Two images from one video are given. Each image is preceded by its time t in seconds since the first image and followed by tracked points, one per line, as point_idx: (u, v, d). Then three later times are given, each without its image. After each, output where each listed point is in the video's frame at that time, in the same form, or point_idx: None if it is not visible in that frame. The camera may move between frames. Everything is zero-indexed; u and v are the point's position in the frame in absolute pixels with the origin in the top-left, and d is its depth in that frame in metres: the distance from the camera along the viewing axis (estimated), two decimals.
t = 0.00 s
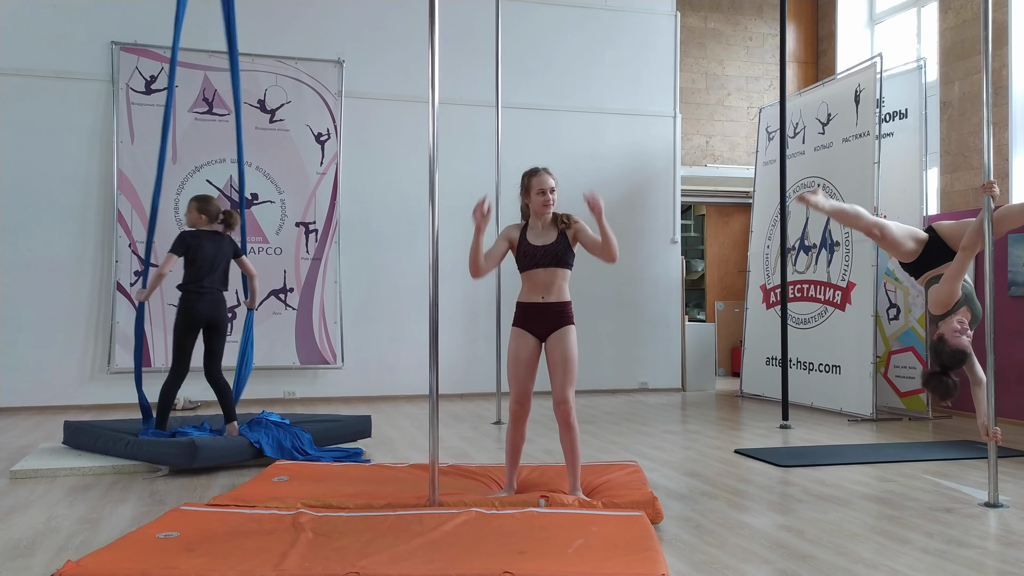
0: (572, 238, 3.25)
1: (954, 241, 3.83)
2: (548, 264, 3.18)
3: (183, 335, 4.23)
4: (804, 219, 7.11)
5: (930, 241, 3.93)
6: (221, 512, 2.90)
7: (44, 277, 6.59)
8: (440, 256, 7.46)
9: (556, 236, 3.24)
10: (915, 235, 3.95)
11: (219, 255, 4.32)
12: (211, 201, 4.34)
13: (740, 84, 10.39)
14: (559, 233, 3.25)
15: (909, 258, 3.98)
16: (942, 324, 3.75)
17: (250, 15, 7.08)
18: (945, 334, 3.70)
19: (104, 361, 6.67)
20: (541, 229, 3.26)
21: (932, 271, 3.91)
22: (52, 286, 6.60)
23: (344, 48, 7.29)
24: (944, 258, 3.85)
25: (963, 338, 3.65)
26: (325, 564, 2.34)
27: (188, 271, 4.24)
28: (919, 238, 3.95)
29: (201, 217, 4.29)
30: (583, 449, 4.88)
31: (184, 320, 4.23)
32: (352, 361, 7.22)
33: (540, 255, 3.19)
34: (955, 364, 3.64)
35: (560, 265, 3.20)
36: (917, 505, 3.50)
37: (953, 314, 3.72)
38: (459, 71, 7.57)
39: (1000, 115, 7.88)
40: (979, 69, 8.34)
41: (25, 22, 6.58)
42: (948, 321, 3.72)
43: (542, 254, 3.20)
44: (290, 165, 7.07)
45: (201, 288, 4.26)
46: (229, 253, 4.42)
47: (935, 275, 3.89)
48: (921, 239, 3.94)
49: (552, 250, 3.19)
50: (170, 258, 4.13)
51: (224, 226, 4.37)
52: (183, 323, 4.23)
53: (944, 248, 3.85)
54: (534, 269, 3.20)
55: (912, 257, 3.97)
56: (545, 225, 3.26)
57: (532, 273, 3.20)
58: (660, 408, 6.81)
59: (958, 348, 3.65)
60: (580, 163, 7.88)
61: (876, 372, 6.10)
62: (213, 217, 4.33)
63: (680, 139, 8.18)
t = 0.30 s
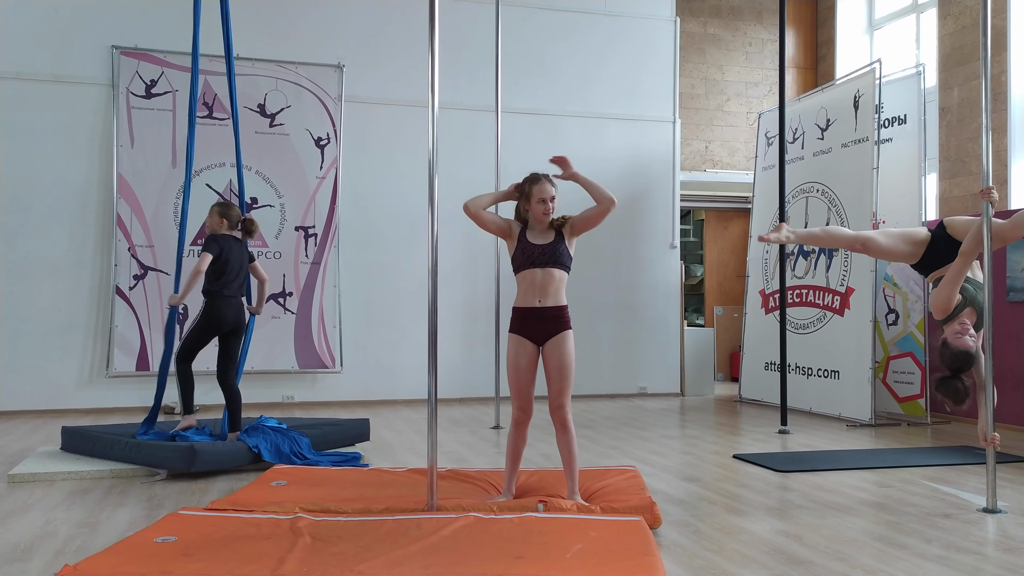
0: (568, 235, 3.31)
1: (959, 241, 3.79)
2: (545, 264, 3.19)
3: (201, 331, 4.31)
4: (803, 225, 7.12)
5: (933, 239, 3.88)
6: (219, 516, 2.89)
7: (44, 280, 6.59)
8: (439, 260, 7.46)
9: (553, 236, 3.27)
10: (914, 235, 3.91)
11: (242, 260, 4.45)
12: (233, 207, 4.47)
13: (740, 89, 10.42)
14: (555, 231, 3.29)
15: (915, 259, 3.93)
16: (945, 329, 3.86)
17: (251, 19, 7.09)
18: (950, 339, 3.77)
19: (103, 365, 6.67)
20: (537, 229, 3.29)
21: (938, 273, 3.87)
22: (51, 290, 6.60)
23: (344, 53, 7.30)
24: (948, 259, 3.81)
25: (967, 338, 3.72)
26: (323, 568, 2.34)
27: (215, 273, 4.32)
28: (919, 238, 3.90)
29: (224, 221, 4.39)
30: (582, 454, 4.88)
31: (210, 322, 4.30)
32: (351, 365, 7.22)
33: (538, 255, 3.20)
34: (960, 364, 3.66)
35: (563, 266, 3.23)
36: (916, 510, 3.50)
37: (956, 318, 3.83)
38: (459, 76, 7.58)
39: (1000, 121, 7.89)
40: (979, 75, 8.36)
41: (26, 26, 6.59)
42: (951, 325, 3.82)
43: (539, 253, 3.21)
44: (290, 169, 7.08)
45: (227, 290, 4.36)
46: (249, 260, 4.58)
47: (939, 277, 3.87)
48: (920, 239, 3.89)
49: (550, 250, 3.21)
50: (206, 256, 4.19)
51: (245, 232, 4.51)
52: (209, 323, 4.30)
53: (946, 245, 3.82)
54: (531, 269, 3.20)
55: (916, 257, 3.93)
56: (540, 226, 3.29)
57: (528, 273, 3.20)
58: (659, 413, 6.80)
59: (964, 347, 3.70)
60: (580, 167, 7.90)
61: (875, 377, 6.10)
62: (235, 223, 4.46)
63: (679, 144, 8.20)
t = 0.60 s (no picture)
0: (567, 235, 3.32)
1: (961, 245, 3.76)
2: (544, 265, 3.19)
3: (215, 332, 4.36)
4: (801, 226, 7.13)
5: (933, 243, 3.85)
6: (218, 519, 2.89)
7: (41, 283, 6.58)
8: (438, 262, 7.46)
9: (552, 236, 3.28)
10: (915, 241, 3.84)
11: (253, 262, 4.52)
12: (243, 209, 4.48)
13: (737, 91, 10.43)
14: (554, 231, 3.31)
15: (918, 265, 3.88)
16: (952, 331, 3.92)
17: (249, 22, 7.10)
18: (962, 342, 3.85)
19: (101, 368, 6.66)
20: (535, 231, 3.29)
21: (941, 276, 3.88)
22: (49, 292, 6.59)
23: (342, 55, 7.30)
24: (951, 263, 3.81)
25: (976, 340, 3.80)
26: (322, 571, 2.34)
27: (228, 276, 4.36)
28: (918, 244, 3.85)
29: (233, 224, 4.41)
30: (581, 456, 4.88)
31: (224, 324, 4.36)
32: (350, 367, 7.21)
33: (537, 255, 3.20)
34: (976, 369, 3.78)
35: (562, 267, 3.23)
36: (915, 512, 3.50)
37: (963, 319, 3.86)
38: (457, 78, 7.59)
39: (997, 122, 7.90)
40: (976, 76, 8.38)
41: (24, 28, 6.59)
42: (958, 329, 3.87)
43: (539, 253, 3.21)
44: (288, 172, 7.08)
45: (240, 292, 4.43)
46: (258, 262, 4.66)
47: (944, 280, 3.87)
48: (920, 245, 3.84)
49: (549, 250, 3.21)
50: (224, 256, 4.22)
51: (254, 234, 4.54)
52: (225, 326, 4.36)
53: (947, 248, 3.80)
54: (530, 269, 3.19)
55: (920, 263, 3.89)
56: (539, 228, 3.29)
57: (527, 274, 3.20)
58: (657, 414, 6.81)
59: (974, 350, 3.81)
60: (578, 169, 7.91)
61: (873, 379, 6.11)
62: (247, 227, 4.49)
63: (677, 146, 8.21)
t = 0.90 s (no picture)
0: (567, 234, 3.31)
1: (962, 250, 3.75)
2: (543, 262, 3.19)
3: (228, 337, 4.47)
4: (801, 225, 7.13)
5: (936, 250, 3.80)
6: (216, 517, 2.89)
7: (40, 280, 6.57)
8: (437, 260, 7.46)
9: (552, 234, 3.28)
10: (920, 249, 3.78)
11: (258, 260, 4.53)
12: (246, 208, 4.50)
13: (737, 90, 10.43)
14: (554, 230, 3.30)
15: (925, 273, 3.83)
16: (960, 330, 3.92)
17: (249, 20, 7.09)
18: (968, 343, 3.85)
19: (99, 365, 6.66)
20: (535, 229, 3.29)
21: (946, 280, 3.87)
22: (48, 290, 6.59)
23: (342, 53, 7.30)
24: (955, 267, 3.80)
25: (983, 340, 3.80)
26: (320, 569, 2.34)
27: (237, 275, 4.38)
28: (923, 252, 3.78)
29: (239, 222, 4.43)
30: (579, 454, 4.88)
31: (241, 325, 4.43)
32: (349, 365, 7.21)
33: (537, 252, 3.20)
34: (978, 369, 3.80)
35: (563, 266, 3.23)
36: (913, 511, 3.51)
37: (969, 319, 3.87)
38: (457, 76, 7.58)
39: (996, 122, 7.91)
40: (975, 76, 8.38)
41: (23, 25, 6.58)
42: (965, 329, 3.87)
43: (538, 252, 3.21)
44: (287, 170, 7.08)
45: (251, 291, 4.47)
46: (265, 258, 4.68)
47: (947, 286, 3.87)
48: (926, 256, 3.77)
49: (548, 248, 3.21)
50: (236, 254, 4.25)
51: (259, 232, 4.56)
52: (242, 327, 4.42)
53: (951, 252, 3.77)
54: (529, 267, 3.19)
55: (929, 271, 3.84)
56: (539, 227, 3.29)
57: (527, 273, 3.20)
58: (656, 413, 6.81)
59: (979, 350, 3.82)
60: (578, 168, 7.91)
61: (872, 378, 6.11)
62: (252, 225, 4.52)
63: (676, 145, 8.20)
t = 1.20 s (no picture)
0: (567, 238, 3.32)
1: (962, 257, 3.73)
2: (543, 266, 3.19)
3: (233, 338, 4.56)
4: (799, 230, 7.14)
5: (938, 258, 3.80)
6: (214, 520, 2.88)
7: (38, 282, 6.57)
8: (436, 263, 7.46)
9: (552, 237, 3.28)
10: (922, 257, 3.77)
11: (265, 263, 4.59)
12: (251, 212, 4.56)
13: (736, 94, 10.45)
14: (554, 234, 3.30)
15: (927, 282, 3.83)
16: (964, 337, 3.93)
17: (249, 22, 7.10)
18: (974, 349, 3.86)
19: (98, 367, 6.65)
20: (535, 233, 3.30)
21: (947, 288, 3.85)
22: (46, 291, 6.58)
23: (341, 56, 7.30)
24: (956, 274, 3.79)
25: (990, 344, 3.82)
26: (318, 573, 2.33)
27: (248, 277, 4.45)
28: (925, 260, 3.77)
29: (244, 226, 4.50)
30: (578, 458, 4.88)
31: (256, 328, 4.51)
32: (347, 368, 7.21)
33: (536, 256, 3.21)
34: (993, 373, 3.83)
35: (563, 269, 3.23)
36: (911, 516, 3.51)
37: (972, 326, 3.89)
38: (457, 79, 7.59)
39: (995, 128, 7.93)
40: (974, 82, 8.40)
41: (23, 27, 6.59)
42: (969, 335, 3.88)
43: (538, 255, 3.21)
44: (287, 172, 7.09)
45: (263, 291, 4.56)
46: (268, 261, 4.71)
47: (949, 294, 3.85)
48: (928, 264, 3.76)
49: (548, 251, 3.21)
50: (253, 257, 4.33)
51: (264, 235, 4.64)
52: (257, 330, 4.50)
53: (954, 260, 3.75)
54: (529, 271, 3.20)
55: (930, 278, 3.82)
56: (540, 230, 3.30)
57: (527, 276, 3.20)
58: (654, 417, 6.81)
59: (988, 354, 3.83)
60: (578, 171, 7.91)
61: (870, 383, 6.11)
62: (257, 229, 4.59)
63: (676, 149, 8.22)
